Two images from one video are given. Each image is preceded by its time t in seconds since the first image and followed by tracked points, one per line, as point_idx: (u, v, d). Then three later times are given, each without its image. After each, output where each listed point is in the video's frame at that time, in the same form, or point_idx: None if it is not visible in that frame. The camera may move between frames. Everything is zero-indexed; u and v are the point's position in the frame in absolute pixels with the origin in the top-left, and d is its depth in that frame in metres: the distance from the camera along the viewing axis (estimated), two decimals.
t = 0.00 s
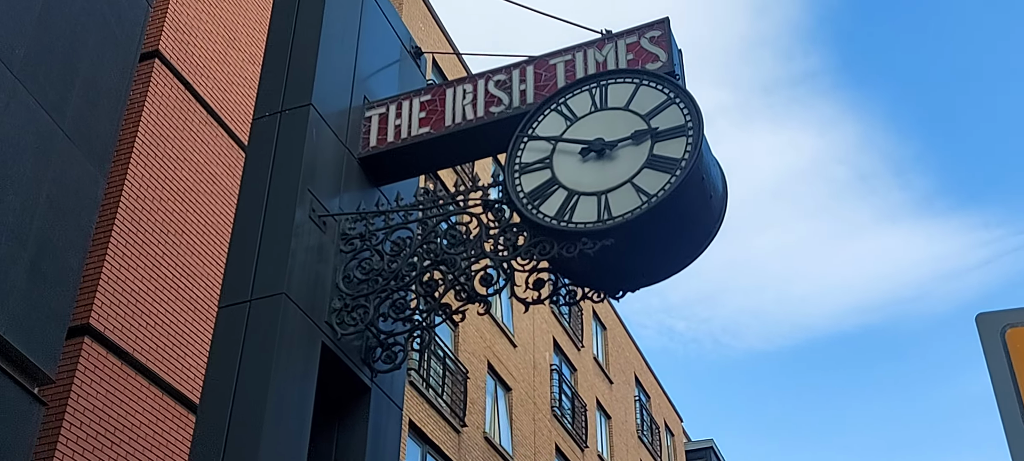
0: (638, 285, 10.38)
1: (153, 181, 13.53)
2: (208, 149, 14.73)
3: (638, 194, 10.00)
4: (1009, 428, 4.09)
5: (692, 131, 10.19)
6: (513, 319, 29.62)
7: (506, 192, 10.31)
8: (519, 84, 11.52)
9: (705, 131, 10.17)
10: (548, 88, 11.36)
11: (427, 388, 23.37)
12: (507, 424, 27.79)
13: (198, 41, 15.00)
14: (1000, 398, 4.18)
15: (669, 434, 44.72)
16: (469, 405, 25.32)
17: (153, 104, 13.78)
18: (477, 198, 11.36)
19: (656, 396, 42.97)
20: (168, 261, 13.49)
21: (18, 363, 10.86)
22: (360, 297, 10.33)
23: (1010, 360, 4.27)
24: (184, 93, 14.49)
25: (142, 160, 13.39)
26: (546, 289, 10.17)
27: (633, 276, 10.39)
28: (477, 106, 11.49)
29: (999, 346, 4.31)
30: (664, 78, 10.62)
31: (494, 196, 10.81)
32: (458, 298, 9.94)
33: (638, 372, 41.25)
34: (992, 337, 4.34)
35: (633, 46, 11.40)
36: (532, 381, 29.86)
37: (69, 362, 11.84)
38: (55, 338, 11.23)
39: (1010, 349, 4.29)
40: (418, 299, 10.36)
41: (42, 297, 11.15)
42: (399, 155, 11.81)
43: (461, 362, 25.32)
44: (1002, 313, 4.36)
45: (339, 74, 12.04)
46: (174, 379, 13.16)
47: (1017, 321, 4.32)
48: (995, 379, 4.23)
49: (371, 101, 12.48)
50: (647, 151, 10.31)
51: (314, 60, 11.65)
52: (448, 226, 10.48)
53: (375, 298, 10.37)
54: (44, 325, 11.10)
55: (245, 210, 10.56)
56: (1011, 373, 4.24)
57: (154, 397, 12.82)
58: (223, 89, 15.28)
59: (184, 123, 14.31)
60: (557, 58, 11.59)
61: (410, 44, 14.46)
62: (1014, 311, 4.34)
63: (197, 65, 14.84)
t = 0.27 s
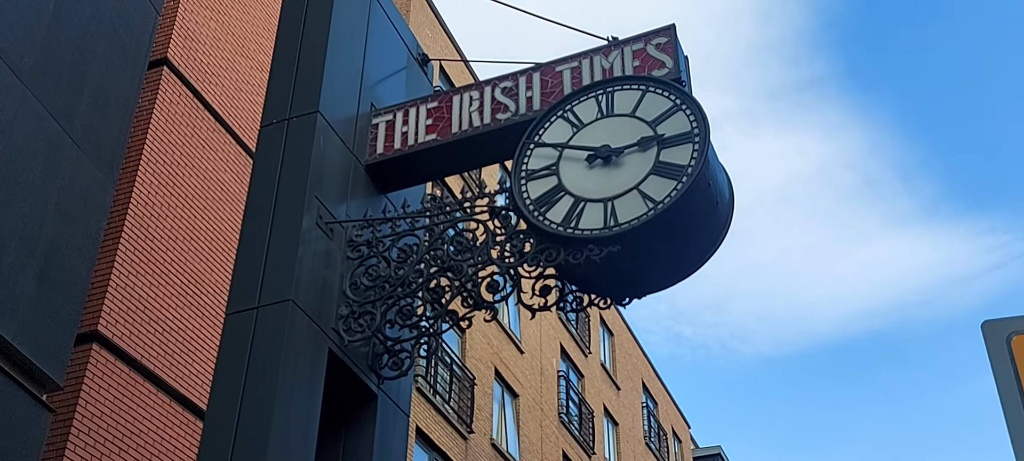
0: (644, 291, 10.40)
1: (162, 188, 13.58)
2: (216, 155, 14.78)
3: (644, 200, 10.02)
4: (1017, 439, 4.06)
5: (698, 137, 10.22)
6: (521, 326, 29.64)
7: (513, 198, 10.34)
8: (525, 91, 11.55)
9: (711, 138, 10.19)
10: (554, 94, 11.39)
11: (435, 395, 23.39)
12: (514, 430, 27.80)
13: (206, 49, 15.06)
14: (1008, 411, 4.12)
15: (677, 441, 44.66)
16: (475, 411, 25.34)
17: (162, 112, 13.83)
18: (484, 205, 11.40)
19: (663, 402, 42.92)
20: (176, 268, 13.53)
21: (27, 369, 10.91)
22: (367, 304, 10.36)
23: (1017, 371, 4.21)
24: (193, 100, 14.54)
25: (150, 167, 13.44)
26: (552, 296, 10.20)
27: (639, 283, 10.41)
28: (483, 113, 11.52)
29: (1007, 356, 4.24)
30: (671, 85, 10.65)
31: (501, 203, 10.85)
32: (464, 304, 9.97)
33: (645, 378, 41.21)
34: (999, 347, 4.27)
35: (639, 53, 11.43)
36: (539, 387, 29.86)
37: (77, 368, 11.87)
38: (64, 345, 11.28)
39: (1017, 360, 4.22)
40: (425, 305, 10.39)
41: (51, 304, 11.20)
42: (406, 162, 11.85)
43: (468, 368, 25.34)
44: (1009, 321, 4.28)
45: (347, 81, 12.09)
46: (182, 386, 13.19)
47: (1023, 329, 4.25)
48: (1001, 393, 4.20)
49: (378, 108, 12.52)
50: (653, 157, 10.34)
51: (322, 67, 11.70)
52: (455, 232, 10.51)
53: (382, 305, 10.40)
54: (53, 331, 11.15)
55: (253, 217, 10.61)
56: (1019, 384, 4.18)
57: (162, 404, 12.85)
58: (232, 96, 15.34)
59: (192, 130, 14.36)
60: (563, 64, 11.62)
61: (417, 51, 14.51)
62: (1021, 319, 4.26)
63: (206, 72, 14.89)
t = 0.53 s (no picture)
0: (651, 295, 10.41)
1: (170, 192, 13.61)
2: (224, 159, 14.81)
3: (651, 204, 10.03)
4: None
5: (705, 141, 10.23)
6: (528, 329, 29.65)
7: (520, 202, 10.35)
8: (533, 94, 11.57)
9: (719, 142, 10.20)
10: (561, 98, 11.40)
11: (442, 398, 23.41)
12: (521, 433, 27.81)
13: (215, 53, 15.10)
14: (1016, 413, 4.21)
15: (685, 444, 44.61)
16: (483, 414, 25.34)
17: (170, 116, 13.87)
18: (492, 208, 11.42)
19: (671, 406, 42.89)
20: (184, 271, 13.56)
21: (35, 373, 10.94)
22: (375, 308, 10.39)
23: None
24: (200, 104, 14.59)
25: (159, 171, 13.48)
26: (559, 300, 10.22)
27: (646, 287, 10.42)
28: (491, 117, 11.55)
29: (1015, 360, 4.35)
30: (678, 88, 10.65)
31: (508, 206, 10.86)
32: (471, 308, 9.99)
33: (653, 381, 41.19)
34: (1007, 351, 4.38)
35: (646, 57, 11.44)
36: (547, 391, 29.86)
37: (85, 371, 11.90)
38: (71, 348, 11.32)
39: None
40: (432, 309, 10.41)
41: (59, 308, 11.24)
42: (413, 166, 11.87)
43: (475, 371, 25.36)
44: (1016, 326, 4.40)
45: (354, 85, 12.12)
46: (190, 388, 13.21)
47: None
48: (1011, 403, 4.25)
49: (386, 112, 12.54)
50: (660, 161, 10.34)
51: (330, 71, 11.73)
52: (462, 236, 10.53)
53: (389, 309, 10.43)
54: (60, 335, 11.18)
55: (261, 221, 10.63)
56: None
57: (170, 406, 12.86)
58: (240, 100, 15.38)
59: (201, 134, 14.40)
60: (570, 68, 11.63)
61: (424, 55, 14.54)
62: None
63: (214, 76, 14.93)
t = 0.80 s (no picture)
0: (654, 300, 10.42)
1: (175, 197, 13.63)
2: (229, 164, 14.84)
3: (654, 208, 10.05)
4: None
5: (709, 145, 10.24)
6: (532, 334, 29.65)
7: (523, 207, 10.37)
8: (536, 99, 11.59)
9: (722, 146, 10.22)
10: (564, 103, 11.43)
11: (446, 403, 23.41)
12: (526, 439, 27.80)
13: (219, 59, 15.13)
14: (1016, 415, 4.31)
15: (690, 449, 44.57)
16: (487, 419, 25.35)
17: (175, 121, 13.91)
18: (495, 213, 11.44)
19: (676, 410, 42.86)
20: (189, 276, 13.58)
21: (41, 379, 10.97)
22: (378, 313, 10.41)
23: None
24: (205, 109, 14.62)
25: (163, 176, 13.51)
26: (563, 304, 10.24)
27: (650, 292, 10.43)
28: (494, 122, 11.58)
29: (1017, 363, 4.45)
30: (681, 93, 10.67)
31: (512, 211, 10.88)
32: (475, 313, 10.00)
33: (658, 386, 41.17)
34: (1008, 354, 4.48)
35: (649, 61, 11.44)
36: (551, 395, 29.86)
37: (90, 376, 11.92)
38: (77, 354, 11.33)
39: None
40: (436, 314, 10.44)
41: (64, 313, 11.26)
42: (417, 171, 11.90)
43: (479, 376, 25.36)
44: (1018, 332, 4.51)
45: (358, 90, 12.15)
46: (195, 394, 13.22)
47: None
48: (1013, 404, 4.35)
49: (389, 117, 12.57)
50: (663, 166, 10.36)
51: (334, 76, 11.76)
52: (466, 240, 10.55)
53: (393, 314, 10.45)
54: (66, 340, 11.19)
55: (265, 226, 10.66)
56: None
57: (174, 411, 12.87)
58: (244, 106, 15.41)
59: (205, 139, 14.43)
60: (574, 73, 11.66)
61: (428, 60, 14.57)
62: None
63: (219, 82, 14.97)
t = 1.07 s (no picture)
0: (663, 302, 10.40)
1: (184, 200, 13.64)
2: (238, 167, 14.85)
3: (663, 210, 10.03)
4: None
5: (718, 147, 10.23)
6: (540, 336, 29.63)
7: (531, 209, 10.36)
8: (544, 101, 11.58)
9: (730, 148, 10.20)
10: (573, 105, 11.41)
11: (454, 405, 23.38)
12: (534, 441, 27.77)
13: (228, 61, 15.15)
14: None
15: (698, 451, 44.48)
16: (495, 421, 25.33)
17: (184, 124, 13.92)
18: (503, 216, 11.43)
19: (684, 414, 42.80)
20: (198, 279, 13.58)
21: (50, 382, 10.97)
22: (387, 315, 10.41)
23: None
24: (214, 112, 14.63)
25: (172, 179, 13.51)
26: (571, 306, 10.23)
27: (659, 294, 10.41)
28: (502, 124, 11.58)
29: None
30: (689, 95, 10.66)
31: (520, 213, 10.87)
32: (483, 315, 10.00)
33: (665, 388, 41.11)
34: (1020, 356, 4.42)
35: (658, 63, 11.45)
36: (559, 397, 29.84)
37: (99, 379, 11.92)
38: (86, 356, 11.33)
39: None
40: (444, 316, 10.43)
41: (73, 316, 11.26)
42: (425, 173, 11.90)
43: (487, 378, 25.35)
44: None
45: (366, 92, 12.14)
46: (203, 396, 13.21)
47: None
48: None
49: (397, 119, 12.57)
50: (672, 168, 10.35)
51: (342, 78, 11.76)
52: (474, 242, 10.54)
53: (401, 316, 10.45)
54: (75, 343, 11.19)
55: (273, 228, 10.66)
56: None
57: (183, 414, 12.87)
58: (253, 108, 15.42)
59: (214, 142, 14.44)
60: (582, 75, 11.65)
61: (436, 62, 14.57)
62: None
63: (227, 84, 14.98)
